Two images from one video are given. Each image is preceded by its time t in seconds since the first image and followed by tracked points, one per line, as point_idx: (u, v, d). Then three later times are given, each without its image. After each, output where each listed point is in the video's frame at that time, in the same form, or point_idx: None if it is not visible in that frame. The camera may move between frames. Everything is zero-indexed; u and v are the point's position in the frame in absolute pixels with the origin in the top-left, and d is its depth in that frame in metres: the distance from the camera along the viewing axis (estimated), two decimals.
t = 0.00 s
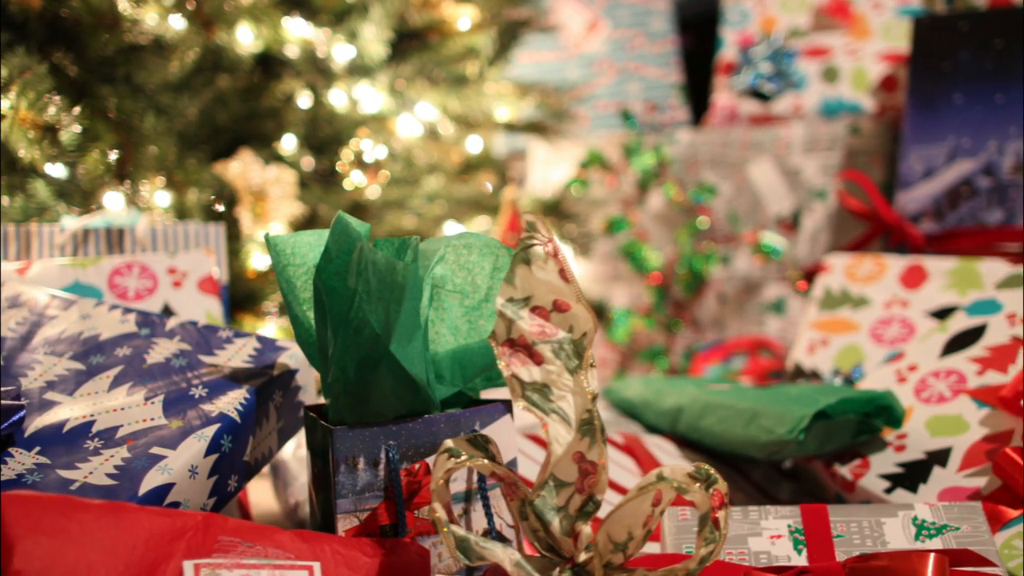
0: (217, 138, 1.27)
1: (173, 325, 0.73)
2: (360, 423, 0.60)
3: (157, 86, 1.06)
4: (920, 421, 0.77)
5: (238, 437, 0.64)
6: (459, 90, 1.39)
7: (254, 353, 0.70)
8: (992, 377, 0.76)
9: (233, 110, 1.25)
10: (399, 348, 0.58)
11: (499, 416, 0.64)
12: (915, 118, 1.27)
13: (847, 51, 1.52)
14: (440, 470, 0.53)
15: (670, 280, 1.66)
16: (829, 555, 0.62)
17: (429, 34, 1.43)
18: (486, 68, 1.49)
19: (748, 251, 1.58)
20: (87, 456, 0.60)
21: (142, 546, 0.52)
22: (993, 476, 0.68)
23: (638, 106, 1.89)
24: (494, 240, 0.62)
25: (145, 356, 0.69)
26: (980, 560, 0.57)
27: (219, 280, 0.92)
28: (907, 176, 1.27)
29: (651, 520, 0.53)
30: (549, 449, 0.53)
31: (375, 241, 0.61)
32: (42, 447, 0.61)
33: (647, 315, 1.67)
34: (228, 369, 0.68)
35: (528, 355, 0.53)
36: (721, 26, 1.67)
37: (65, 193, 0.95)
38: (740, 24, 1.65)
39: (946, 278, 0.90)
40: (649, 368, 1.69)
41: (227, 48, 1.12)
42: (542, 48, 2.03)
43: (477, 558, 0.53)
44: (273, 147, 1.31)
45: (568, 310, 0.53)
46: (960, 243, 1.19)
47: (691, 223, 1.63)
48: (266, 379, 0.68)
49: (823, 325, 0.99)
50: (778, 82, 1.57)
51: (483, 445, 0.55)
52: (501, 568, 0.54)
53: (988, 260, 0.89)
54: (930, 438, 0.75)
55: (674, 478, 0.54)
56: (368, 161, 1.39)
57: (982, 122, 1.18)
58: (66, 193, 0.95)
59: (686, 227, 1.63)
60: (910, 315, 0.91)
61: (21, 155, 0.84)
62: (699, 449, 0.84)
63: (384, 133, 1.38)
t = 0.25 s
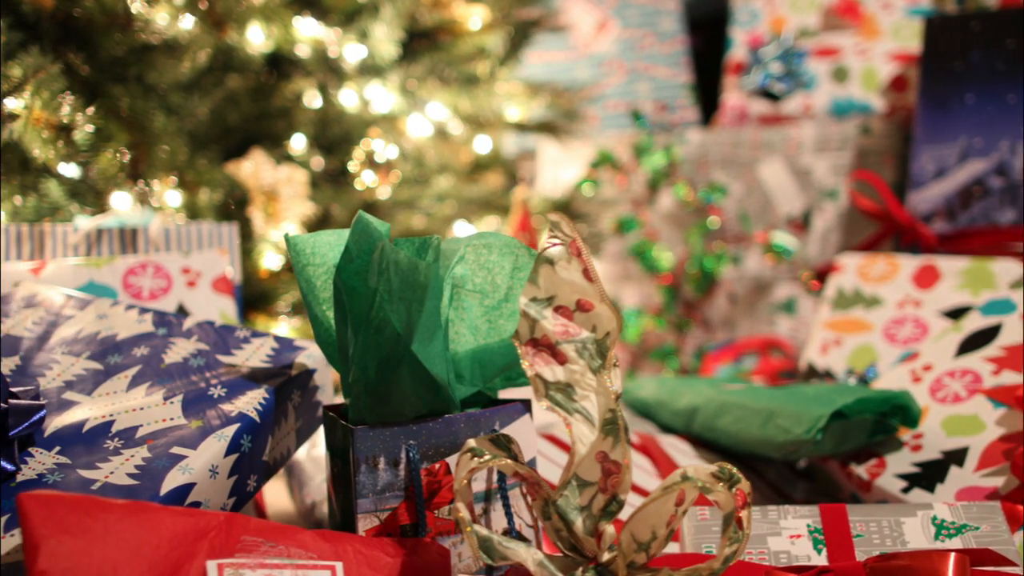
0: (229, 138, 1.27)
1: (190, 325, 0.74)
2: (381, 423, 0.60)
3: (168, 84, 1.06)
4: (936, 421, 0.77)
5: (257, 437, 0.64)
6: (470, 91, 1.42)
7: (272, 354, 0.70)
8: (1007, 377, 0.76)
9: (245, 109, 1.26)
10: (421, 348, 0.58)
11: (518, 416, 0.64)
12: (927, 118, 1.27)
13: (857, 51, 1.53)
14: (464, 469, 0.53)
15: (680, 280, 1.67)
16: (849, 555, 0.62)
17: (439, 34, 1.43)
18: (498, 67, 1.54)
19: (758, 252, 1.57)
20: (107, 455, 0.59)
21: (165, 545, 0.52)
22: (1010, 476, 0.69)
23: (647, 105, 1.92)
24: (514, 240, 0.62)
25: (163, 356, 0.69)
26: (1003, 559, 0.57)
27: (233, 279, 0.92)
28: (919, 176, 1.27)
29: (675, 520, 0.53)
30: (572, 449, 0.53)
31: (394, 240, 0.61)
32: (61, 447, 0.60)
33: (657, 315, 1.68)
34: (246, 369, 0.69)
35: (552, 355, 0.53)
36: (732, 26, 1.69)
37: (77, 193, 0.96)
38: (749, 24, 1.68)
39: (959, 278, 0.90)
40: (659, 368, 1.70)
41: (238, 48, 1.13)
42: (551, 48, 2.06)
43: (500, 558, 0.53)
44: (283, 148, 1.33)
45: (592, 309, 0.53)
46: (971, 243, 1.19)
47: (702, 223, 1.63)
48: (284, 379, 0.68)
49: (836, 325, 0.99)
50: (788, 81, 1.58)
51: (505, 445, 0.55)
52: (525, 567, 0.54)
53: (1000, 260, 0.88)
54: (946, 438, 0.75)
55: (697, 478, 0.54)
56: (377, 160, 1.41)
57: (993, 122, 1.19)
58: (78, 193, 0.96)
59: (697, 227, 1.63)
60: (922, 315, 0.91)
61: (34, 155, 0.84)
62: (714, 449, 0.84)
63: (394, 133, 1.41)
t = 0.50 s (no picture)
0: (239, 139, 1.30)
1: (211, 325, 0.74)
2: (406, 423, 0.60)
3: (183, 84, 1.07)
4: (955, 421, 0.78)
5: (280, 437, 0.63)
6: (483, 90, 1.45)
7: (293, 354, 0.71)
8: None
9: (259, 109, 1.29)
10: (447, 347, 0.58)
11: (542, 416, 0.64)
12: (942, 118, 1.27)
13: (868, 51, 1.54)
14: (492, 469, 0.53)
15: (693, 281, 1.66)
16: (872, 555, 0.62)
17: (451, 33, 1.47)
18: (509, 67, 1.52)
19: (772, 251, 1.57)
20: (131, 455, 0.59)
21: (194, 545, 0.52)
22: None
23: (659, 105, 1.94)
24: (537, 239, 0.62)
25: (184, 356, 0.69)
26: None
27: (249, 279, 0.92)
28: (933, 176, 1.27)
29: (703, 519, 0.53)
30: (600, 449, 0.53)
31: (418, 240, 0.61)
32: (86, 447, 0.60)
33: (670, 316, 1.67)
34: (269, 369, 0.69)
35: (581, 355, 0.53)
36: (743, 26, 1.69)
37: (93, 192, 0.97)
38: (761, 24, 1.67)
39: (974, 278, 0.90)
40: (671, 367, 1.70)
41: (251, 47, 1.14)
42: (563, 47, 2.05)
43: (528, 557, 0.53)
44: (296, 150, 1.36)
45: (620, 309, 0.53)
46: (987, 243, 1.20)
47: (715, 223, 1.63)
48: (307, 379, 0.68)
49: (852, 325, 1.00)
50: (800, 82, 1.59)
51: (532, 445, 0.55)
52: (553, 567, 0.54)
53: (1016, 259, 0.88)
54: (966, 438, 0.76)
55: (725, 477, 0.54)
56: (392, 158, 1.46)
57: (1007, 122, 1.19)
58: (93, 193, 0.97)
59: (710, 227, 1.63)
60: (938, 314, 0.91)
61: (51, 155, 0.86)
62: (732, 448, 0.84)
63: (407, 133, 1.43)
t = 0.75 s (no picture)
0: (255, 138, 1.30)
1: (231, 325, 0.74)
2: (431, 423, 0.60)
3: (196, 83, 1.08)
4: (975, 420, 0.78)
5: (304, 436, 0.63)
6: (497, 90, 1.47)
7: (315, 353, 0.71)
8: None
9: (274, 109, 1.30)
10: (472, 347, 0.57)
11: (566, 416, 0.64)
12: (956, 117, 1.27)
13: (880, 51, 1.54)
14: (521, 469, 0.53)
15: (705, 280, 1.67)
16: (896, 554, 0.62)
17: (465, 34, 1.48)
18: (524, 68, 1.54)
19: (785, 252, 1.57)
20: (156, 455, 0.59)
21: (223, 545, 0.52)
22: None
23: (671, 105, 1.95)
24: (560, 239, 0.62)
25: (206, 355, 0.69)
26: None
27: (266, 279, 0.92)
28: (948, 175, 1.27)
29: (731, 519, 0.53)
30: (628, 449, 0.53)
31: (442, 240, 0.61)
32: (110, 447, 0.60)
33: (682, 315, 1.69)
34: (291, 369, 0.69)
35: (608, 355, 0.53)
36: (754, 26, 1.70)
37: (107, 192, 1.00)
38: (772, 24, 1.68)
39: (990, 278, 0.90)
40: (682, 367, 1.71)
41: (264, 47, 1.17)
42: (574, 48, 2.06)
43: (556, 557, 0.53)
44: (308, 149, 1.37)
45: (648, 309, 0.53)
46: (1001, 243, 1.20)
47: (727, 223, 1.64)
48: (329, 379, 0.68)
49: (867, 325, 1.00)
50: (813, 81, 1.59)
51: (559, 444, 0.55)
52: (581, 567, 0.54)
53: None
54: (985, 438, 0.76)
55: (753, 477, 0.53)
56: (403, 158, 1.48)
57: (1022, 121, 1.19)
58: (108, 193, 1.00)
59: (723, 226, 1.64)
60: (954, 314, 0.91)
61: (69, 154, 0.88)
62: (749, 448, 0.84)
63: (420, 133, 1.45)
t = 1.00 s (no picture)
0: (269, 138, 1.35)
1: (251, 325, 0.75)
2: (456, 422, 0.60)
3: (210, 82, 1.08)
4: (994, 419, 0.78)
5: (328, 436, 0.64)
6: (510, 90, 1.49)
7: (336, 353, 0.72)
8: None
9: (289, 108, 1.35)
10: (498, 347, 0.58)
11: (589, 415, 0.64)
12: (969, 117, 1.27)
13: (892, 51, 1.53)
14: (549, 468, 0.53)
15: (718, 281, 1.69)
16: (920, 554, 0.62)
17: (477, 34, 1.49)
18: (537, 68, 1.59)
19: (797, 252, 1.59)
20: (181, 455, 0.59)
21: (251, 545, 0.51)
22: None
23: (683, 105, 1.96)
24: (585, 238, 0.62)
25: (228, 355, 0.69)
26: None
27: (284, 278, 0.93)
28: (961, 176, 1.27)
29: (760, 518, 0.52)
30: (656, 448, 0.54)
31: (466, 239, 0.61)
32: (134, 447, 0.60)
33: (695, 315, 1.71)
34: (313, 369, 0.69)
35: (636, 354, 0.53)
36: (765, 26, 1.69)
37: (123, 191, 1.02)
38: (783, 24, 1.67)
39: (1005, 278, 0.90)
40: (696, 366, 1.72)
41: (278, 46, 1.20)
42: (586, 48, 2.09)
43: (583, 557, 0.53)
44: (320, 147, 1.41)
45: (677, 308, 0.53)
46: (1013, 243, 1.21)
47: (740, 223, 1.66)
48: (352, 378, 0.69)
49: (883, 325, 1.00)
50: (825, 82, 1.58)
51: (586, 444, 0.55)
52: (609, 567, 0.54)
53: None
54: (1004, 438, 0.76)
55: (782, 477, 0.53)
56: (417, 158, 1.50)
57: None
58: (123, 192, 1.03)
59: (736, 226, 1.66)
60: (969, 313, 0.91)
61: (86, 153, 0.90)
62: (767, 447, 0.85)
63: (433, 133, 1.48)
